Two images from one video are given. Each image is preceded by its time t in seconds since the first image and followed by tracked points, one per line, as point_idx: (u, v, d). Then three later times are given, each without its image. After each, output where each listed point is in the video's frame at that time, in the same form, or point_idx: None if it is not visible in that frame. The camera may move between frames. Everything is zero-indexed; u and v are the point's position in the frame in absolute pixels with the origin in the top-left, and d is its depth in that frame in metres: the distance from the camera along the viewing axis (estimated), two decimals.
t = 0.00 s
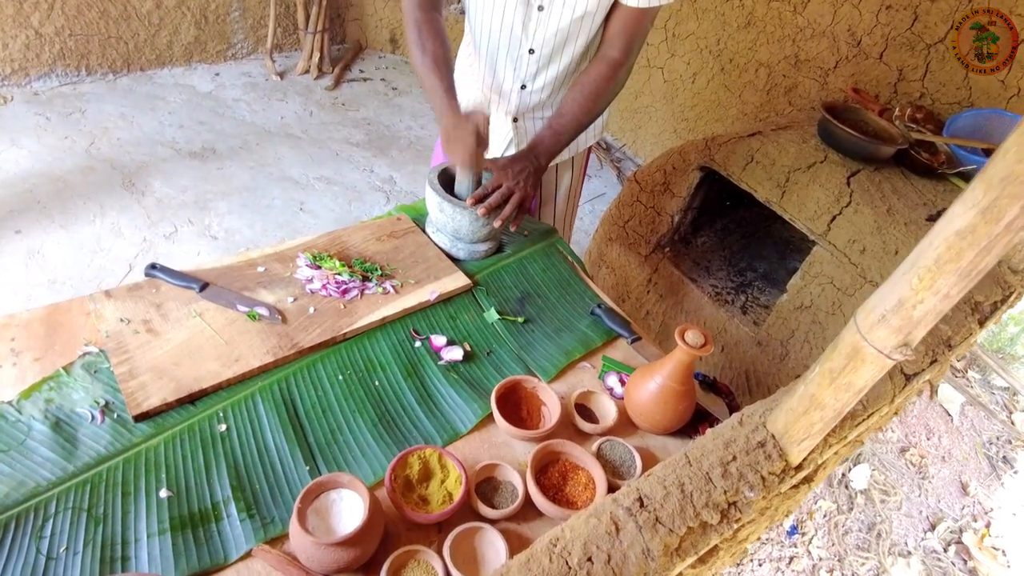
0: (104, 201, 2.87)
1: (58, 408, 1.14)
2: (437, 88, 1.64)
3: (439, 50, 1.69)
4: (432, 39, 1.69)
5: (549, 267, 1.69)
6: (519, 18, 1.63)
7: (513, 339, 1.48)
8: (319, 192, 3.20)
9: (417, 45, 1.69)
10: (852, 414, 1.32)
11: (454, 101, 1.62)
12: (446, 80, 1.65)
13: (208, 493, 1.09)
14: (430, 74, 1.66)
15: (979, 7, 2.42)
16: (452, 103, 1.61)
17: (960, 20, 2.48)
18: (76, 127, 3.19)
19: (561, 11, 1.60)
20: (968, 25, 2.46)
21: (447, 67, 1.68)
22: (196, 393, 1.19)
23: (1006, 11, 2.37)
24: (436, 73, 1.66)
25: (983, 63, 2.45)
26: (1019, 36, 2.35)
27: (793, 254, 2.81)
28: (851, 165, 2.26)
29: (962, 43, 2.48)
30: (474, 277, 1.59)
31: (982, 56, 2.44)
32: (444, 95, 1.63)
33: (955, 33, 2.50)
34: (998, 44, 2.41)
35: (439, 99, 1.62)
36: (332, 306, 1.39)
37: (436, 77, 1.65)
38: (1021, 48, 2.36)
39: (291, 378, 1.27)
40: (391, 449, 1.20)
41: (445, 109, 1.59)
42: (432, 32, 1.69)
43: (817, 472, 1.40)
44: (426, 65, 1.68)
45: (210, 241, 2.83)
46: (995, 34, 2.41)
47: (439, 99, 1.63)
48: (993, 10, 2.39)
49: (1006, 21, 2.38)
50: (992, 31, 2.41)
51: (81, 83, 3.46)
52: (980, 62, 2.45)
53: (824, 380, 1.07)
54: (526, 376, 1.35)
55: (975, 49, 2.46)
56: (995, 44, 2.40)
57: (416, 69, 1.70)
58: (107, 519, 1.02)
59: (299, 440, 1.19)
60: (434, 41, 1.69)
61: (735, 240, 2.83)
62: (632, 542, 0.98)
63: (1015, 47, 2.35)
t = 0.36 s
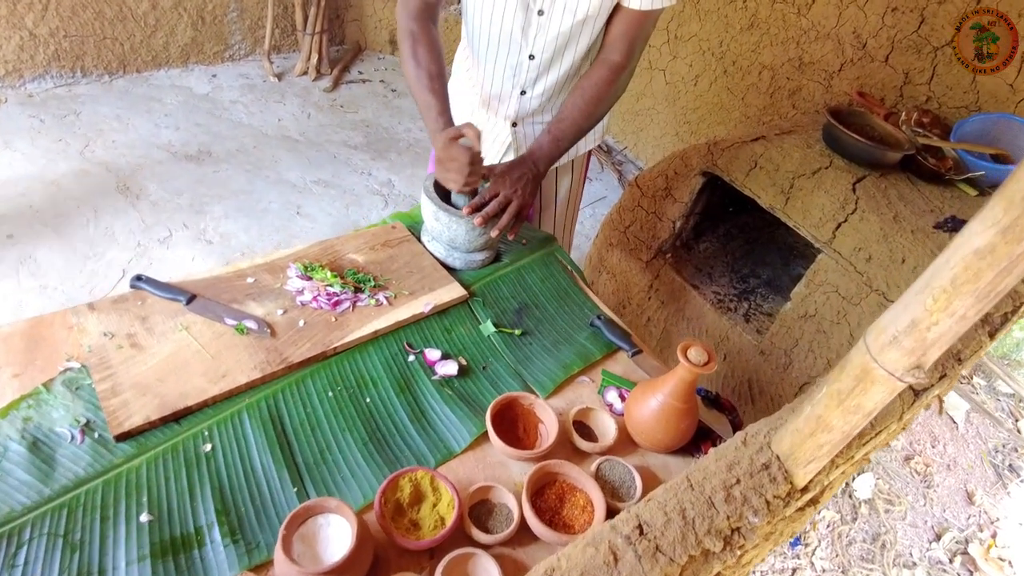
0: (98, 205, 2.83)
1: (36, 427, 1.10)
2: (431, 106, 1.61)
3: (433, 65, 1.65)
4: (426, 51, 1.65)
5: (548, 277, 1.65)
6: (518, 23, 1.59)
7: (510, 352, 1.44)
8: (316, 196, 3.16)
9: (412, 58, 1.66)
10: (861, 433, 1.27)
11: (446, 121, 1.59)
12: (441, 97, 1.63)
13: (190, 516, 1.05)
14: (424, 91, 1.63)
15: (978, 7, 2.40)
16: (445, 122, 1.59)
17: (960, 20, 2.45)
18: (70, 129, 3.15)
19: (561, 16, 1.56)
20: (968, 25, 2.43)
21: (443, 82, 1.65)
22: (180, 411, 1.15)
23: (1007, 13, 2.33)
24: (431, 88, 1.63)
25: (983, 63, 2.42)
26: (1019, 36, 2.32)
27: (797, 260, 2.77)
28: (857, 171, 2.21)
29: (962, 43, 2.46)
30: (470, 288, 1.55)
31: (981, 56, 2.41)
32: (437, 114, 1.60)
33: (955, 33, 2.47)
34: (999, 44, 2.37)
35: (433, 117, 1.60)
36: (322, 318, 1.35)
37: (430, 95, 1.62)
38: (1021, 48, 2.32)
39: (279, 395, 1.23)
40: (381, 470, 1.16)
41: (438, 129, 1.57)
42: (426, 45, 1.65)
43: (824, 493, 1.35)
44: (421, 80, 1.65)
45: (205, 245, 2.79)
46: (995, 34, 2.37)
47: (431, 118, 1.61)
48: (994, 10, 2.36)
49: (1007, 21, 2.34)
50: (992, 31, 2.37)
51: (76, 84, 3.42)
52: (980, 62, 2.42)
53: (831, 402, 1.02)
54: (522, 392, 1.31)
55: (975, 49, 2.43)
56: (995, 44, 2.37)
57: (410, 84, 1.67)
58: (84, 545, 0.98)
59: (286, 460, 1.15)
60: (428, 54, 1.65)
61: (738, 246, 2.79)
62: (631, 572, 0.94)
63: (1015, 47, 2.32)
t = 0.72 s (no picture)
0: (92, 211, 2.78)
1: (6, 457, 1.05)
2: (428, 97, 1.54)
3: (431, 55, 1.58)
4: (424, 42, 1.58)
5: (548, 291, 1.58)
6: (517, 29, 1.53)
7: (508, 373, 1.37)
8: (314, 201, 3.11)
9: (409, 50, 1.59)
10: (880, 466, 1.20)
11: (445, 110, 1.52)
12: (439, 88, 1.55)
13: (167, 554, 0.99)
14: (421, 83, 1.56)
15: (979, 7, 2.36)
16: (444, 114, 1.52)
17: (960, 20, 2.41)
18: (65, 134, 3.10)
19: (562, 21, 1.50)
20: (968, 25, 2.39)
21: (441, 73, 1.58)
22: (159, 439, 1.09)
23: (1006, 11, 2.30)
24: (428, 79, 1.56)
25: (982, 63, 2.38)
26: (1019, 36, 2.28)
27: (805, 268, 2.70)
28: (870, 178, 2.14)
29: (962, 43, 2.42)
30: (467, 304, 1.48)
31: (981, 56, 2.37)
32: (435, 104, 1.52)
33: (954, 33, 2.43)
34: (998, 44, 2.34)
35: (430, 107, 1.52)
36: (311, 338, 1.29)
37: (429, 86, 1.55)
38: (1021, 48, 2.29)
39: (265, 420, 1.17)
40: (370, 502, 1.10)
41: (435, 118, 1.49)
42: (424, 36, 1.58)
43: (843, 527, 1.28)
44: (417, 71, 1.57)
45: (200, 253, 2.73)
46: (995, 34, 2.34)
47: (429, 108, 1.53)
48: (995, 10, 2.32)
49: (1007, 21, 2.30)
50: (992, 31, 2.34)
51: (72, 88, 3.37)
52: (980, 62, 2.39)
53: (848, 436, 0.95)
54: (520, 417, 1.24)
55: (975, 49, 2.39)
56: (995, 45, 2.34)
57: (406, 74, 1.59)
58: None
59: (271, 491, 1.09)
60: (426, 45, 1.58)
61: (745, 253, 2.72)
62: None
63: (1015, 48, 2.29)
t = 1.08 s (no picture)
0: (92, 219, 2.76)
1: None
2: (424, 123, 1.52)
3: (427, 79, 1.56)
4: (420, 64, 1.56)
5: (549, 307, 1.54)
6: (515, 37, 1.50)
7: (507, 393, 1.34)
8: (316, 209, 3.08)
9: (404, 70, 1.56)
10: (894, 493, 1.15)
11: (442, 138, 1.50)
12: (436, 115, 1.54)
13: None
14: (417, 108, 1.54)
15: (978, 7, 2.34)
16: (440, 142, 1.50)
17: (960, 20, 2.39)
18: (66, 141, 3.08)
19: (561, 28, 1.47)
20: (968, 25, 2.38)
21: (438, 98, 1.56)
22: (146, 465, 1.06)
23: (1006, 11, 2.29)
24: (424, 105, 1.54)
25: (983, 63, 2.36)
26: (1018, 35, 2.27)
27: (813, 277, 2.65)
28: (879, 188, 2.10)
29: (962, 43, 2.40)
30: (465, 320, 1.45)
31: (981, 56, 2.35)
32: (432, 133, 1.50)
33: (955, 33, 2.42)
34: (998, 45, 2.32)
35: (427, 136, 1.50)
36: (304, 358, 1.26)
37: (425, 112, 1.53)
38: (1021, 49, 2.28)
39: (255, 445, 1.14)
40: (363, 531, 1.07)
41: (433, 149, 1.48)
42: (420, 57, 1.56)
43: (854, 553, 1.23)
44: (414, 95, 1.55)
45: (200, 262, 2.71)
46: (995, 34, 2.32)
47: (426, 135, 1.51)
48: (995, 10, 2.31)
49: (1007, 21, 2.29)
50: (992, 31, 2.32)
51: (74, 94, 3.36)
52: (980, 62, 2.37)
53: (857, 468, 0.91)
54: (519, 441, 1.21)
55: (975, 49, 2.37)
56: (995, 45, 2.32)
57: (401, 97, 1.57)
58: None
59: (260, 519, 1.06)
60: (422, 68, 1.56)
61: (752, 262, 2.67)
62: None
63: (1015, 48, 2.28)
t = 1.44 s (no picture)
0: (96, 225, 2.75)
1: None
2: (424, 128, 1.48)
3: (425, 86, 1.52)
4: (418, 72, 1.52)
5: (555, 318, 1.51)
6: (519, 39, 1.46)
7: (510, 408, 1.30)
8: (320, 214, 3.05)
9: (402, 78, 1.52)
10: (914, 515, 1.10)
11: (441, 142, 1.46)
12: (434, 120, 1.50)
13: None
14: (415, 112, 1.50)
15: (978, 7, 2.33)
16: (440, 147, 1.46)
17: (960, 20, 2.38)
18: (71, 146, 3.07)
19: (566, 31, 1.43)
20: (968, 25, 2.36)
21: (437, 104, 1.52)
22: (140, 485, 1.03)
23: (1007, 12, 2.27)
24: (423, 112, 1.50)
25: (983, 63, 2.35)
26: (1019, 36, 2.26)
27: (825, 283, 2.61)
28: (893, 194, 2.05)
29: (962, 43, 2.39)
30: (468, 332, 1.41)
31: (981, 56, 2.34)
32: (432, 141, 1.46)
33: (954, 33, 2.40)
34: (998, 44, 2.31)
35: (427, 140, 1.47)
36: (303, 372, 1.23)
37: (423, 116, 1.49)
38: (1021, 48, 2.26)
39: (252, 463, 1.11)
40: (361, 554, 1.04)
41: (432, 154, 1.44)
42: (418, 61, 1.52)
43: None
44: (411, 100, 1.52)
45: (203, 267, 2.69)
46: (994, 34, 2.31)
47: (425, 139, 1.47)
48: (994, 10, 2.29)
49: (1007, 21, 2.27)
50: (992, 31, 2.31)
51: (79, 99, 3.35)
52: (980, 62, 2.36)
53: (876, 494, 0.86)
54: (523, 460, 1.17)
55: (975, 50, 2.36)
56: (995, 44, 2.31)
57: (399, 105, 1.53)
58: None
59: (256, 541, 1.03)
60: (420, 74, 1.52)
61: (762, 268, 2.63)
62: None
63: (1015, 48, 2.26)
